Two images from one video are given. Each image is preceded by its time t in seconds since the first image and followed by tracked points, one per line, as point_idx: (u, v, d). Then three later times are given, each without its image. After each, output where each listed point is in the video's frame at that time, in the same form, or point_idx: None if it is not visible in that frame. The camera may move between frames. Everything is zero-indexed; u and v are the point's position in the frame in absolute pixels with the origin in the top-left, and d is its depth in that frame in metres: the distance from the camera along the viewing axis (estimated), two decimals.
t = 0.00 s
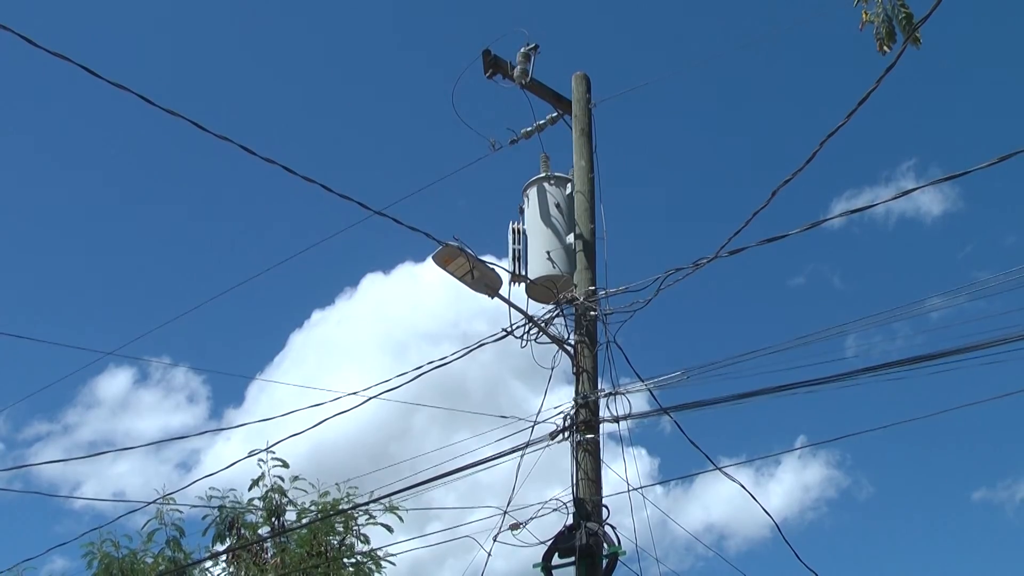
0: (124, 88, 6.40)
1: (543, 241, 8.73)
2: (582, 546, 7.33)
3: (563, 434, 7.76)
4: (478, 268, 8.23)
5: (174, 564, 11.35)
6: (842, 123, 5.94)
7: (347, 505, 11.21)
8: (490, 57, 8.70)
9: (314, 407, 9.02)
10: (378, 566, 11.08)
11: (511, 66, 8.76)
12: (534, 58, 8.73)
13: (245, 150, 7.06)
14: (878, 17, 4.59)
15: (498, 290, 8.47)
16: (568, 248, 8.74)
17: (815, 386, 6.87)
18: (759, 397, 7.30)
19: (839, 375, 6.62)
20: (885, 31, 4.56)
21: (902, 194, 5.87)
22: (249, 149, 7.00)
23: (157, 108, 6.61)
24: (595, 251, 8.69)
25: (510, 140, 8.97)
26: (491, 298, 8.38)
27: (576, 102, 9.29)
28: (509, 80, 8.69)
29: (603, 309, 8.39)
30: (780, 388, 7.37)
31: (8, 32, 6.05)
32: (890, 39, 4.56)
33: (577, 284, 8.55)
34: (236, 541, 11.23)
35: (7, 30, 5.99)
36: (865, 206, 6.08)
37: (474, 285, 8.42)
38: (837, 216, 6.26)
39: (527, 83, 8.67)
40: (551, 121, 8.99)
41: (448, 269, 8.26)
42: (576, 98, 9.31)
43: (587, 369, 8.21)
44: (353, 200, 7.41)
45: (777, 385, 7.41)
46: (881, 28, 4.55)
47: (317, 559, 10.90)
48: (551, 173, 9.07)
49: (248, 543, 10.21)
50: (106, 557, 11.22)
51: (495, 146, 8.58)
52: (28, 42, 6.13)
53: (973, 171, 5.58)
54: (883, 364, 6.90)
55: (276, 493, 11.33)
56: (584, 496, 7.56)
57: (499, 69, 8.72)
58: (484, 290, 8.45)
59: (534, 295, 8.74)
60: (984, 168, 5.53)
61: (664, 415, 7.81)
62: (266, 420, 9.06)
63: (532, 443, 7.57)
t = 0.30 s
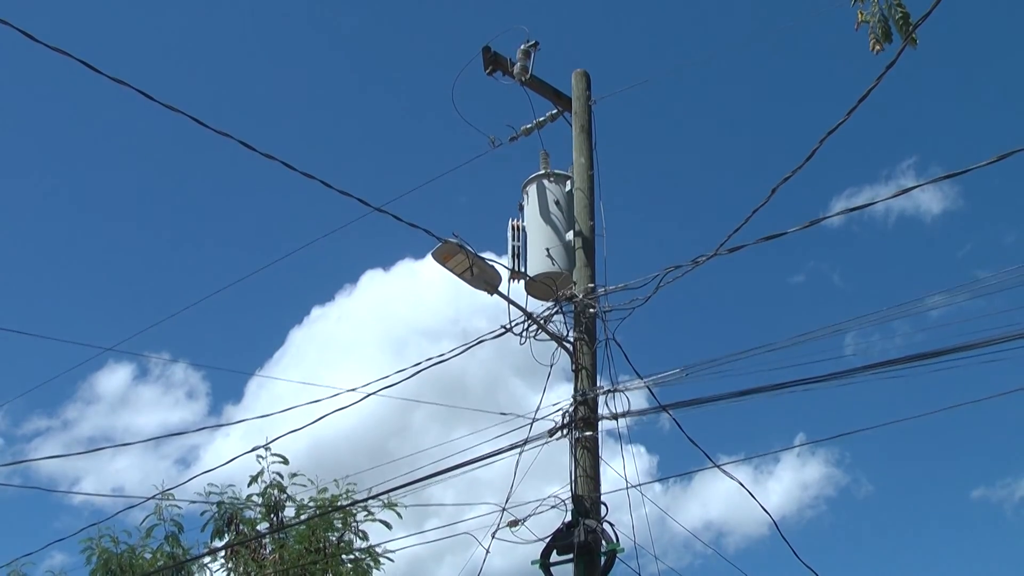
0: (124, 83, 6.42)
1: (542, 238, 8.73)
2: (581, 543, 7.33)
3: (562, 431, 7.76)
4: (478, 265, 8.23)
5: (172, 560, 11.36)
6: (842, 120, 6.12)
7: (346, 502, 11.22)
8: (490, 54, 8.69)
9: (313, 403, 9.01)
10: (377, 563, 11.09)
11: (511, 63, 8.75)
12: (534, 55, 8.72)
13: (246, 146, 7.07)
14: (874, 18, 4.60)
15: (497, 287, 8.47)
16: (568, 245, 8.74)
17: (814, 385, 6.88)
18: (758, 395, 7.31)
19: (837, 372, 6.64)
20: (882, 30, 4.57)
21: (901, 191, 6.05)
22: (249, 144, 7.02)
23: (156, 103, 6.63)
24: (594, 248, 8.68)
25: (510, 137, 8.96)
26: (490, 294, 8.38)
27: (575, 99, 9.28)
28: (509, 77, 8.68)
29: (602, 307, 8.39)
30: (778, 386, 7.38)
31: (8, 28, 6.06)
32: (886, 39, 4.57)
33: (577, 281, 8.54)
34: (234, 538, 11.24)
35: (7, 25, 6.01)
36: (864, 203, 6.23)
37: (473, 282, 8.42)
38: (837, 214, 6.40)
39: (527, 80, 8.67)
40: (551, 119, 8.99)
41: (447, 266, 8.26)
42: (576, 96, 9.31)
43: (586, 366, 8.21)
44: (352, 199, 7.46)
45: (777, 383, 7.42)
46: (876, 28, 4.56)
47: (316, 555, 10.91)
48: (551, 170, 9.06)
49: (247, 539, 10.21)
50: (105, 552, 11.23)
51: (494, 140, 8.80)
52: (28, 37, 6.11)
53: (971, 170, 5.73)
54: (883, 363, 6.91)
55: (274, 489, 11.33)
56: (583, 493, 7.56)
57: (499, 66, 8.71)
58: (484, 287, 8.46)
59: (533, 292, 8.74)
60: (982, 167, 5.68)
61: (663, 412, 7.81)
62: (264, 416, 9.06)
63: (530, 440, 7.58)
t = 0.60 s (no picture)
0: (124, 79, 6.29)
1: (542, 234, 8.73)
2: (580, 539, 7.34)
3: (561, 427, 7.77)
4: (478, 261, 8.23)
5: (172, 555, 11.37)
6: (843, 116, 5.93)
7: (346, 497, 11.23)
8: (490, 51, 8.69)
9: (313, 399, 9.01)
10: (376, 558, 11.11)
11: (511, 59, 8.75)
12: (534, 51, 8.71)
13: (245, 142, 7.00)
14: (870, 15, 4.58)
15: (497, 283, 8.47)
16: (568, 241, 8.74)
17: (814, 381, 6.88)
18: (758, 391, 7.32)
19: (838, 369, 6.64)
20: (877, 29, 4.56)
21: (902, 187, 6.03)
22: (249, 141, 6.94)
23: (156, 99, 6.54)
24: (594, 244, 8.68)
25: (510, 133, 8.96)
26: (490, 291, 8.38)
27: (575, 95, 9.28)
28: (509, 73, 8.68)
29: (602, 303, 8.40)
30: (779, 382, 7.39)
31: (9, 23, 5.89)
32: (882, 36, 4.55)
33: (577, 277, 8.55)
34: (234, 533, 11.25)
35: (8, 20, 5.84)
36: (864, 201, 6.21)
37: (473, 278, 8.42)
38: (836, 211, 6.38)
39: (527, 76, 8.66)
40: (551, 115, 8.98)
41: (447, 262, 8.26)
42: (576, 92, 9.30)
43: (585, 362, 8.22)
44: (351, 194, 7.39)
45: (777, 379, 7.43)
46: (873, 26, 4.55)
47: (315, 551, 10.92)
48: (551, 167, 9.06)
49: (247, 535, 10.22)
50: (105, 548, 11.24)
51: (495, 137, 8.98)
52: (28, 33, 5.95)
53: (972, 167, 5.66)
54: (883, 359, 6.92)
55: (274, 484, 11.34)
56: (583, 489, 7.57)
57: (499, 62, 8.70)
58: (484, 283, 8.45)
59: (532, 288, 8.74)
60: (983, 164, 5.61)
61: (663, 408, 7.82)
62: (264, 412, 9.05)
63: (530, 436, 7.58)
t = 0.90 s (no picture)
0: (124, 73, 6.38)
1: (543, 230, 8.71)
2: (580, 534, 7.34)
3: (562, 422, 7.76)
4: (478, 257, 8.22)
5: (172, 550, 11.38)
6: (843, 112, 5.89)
7: (347, 492, 11.23)
8: (491, 46, 8.67)
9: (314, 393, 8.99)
10: (377, 553, 11.11)
11: (511, 55, 8.73)
12: (535, 46, 8.70)
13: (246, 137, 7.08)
14: (866, 9, 4.57)
15: (497, 278, 8.45)
16: (569, 237, 8.72)
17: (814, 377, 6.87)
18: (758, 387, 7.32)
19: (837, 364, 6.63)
20: (873, 23, 4.54)
21: (902, 183, 6.02)
22: (249, 136, 7.03)
23: (158, 94, 6.61)
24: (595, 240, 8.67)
25: (510, 128, 8.94)
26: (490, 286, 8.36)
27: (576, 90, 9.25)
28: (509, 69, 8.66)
29: (602, 298, 8.39)
30: (779, 377, 7.38)
31: (9, 18, 6.01)
32: (877, 31, 4.53)
33: (577, 273, 8.53)
34: (235, 528, 11.25)
35: (8, 15, 5.98)
36: (865, 196, 6.18)
37: (473, 274, 8.40)
38: (836, 206, 6.35)
39: (528, 72, 8.64)
40: (552, 110, 8.97)
41: (447, 257, 8.25)
42: (576, 87, 9.28)
43: (586, 358, 8.21)
44: (353, 189, 7.49)
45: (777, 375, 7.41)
46: (869, 20, 4.53)
47: (316, 546, 10.92)
48: (552, 162, 9.04)
49: (247, 529, 10.21)
50: (106, 543, 11.24)
51: (495, 132, 8.74)
52: (28, 27, 6.06)
53: (974, 162, 5.64)
54: (883, 355, 6.90)
55: (274, 479, 11.34)
56: (583, 484, 7.57)
57: (499, 57, 8.68)
58: (484, 279, 8.44)
59: (533, 284, 8.72)
60: (985, 159, 5.60)
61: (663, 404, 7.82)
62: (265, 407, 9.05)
63: (530, 431, 7.57)
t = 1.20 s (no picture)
0: (127, 70, 6.22)
1: (544, 225, 8.71)
2: (582, 530, 7.34)
3: (563, 418, 7.76)
4: (480, 252, 8.22)
5: (175, 545, 11.39)
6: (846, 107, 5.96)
7: (348, 488, 11.24)
8: (492, 41, 8.66)
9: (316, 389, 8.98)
10: (378, 549, 11.12)
11: (513, 50, 8.71)
12: (536, 42, 8.68)
13: (246, 133, 6.92)
14: (865, 2, 4.55)
15: (499, 274, 8.45)
16: (570, 232, 8.72)
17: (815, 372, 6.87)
18: (759, 383, 7.32)
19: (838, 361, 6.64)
20: (871, 16, 4.52)
21: (903, 180, 5.93)
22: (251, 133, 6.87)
23: (160, 91, 6.42)
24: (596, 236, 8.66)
25: (511, 124, 8.93)
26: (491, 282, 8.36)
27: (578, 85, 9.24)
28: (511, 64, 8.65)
29: (604, 294, 8.38)
30: (781, 373, 7.38)
31: (9, 13, 5.85)
32: (876, 24, 4.52)
33: (579, 268, 8.53)
34: (237, 524, 11.27)
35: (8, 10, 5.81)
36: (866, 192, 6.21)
37: (475, 270, 8.40)
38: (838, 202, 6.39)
39: (529, 67, 8.63)
40: (553, 106, 8.96)
41: (449, 253, 8.24)
42: (578, 83, 9.27)
43: (587, 353, 8.20)
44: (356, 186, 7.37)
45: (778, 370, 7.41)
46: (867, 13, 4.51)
47: (317, 541, 10.93)
48: (553, 157, 9.03)
49: (249, 525, 10.21)
50: (108, 538, 11.26)
51: (494, 128, 8.98)
52: (29, 23, 5.89)
53: (976, 158, 5.68)
54: (885, 351, 6.90)
55: (276, 475, 11.35)
56: (585, 480, 7.56)
57: (501, 53, 8.67)
58: (486, 275, 8.44)
59: (534, 280, 8.72)
60: (986, 155, 5.64)
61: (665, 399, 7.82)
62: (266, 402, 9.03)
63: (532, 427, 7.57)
